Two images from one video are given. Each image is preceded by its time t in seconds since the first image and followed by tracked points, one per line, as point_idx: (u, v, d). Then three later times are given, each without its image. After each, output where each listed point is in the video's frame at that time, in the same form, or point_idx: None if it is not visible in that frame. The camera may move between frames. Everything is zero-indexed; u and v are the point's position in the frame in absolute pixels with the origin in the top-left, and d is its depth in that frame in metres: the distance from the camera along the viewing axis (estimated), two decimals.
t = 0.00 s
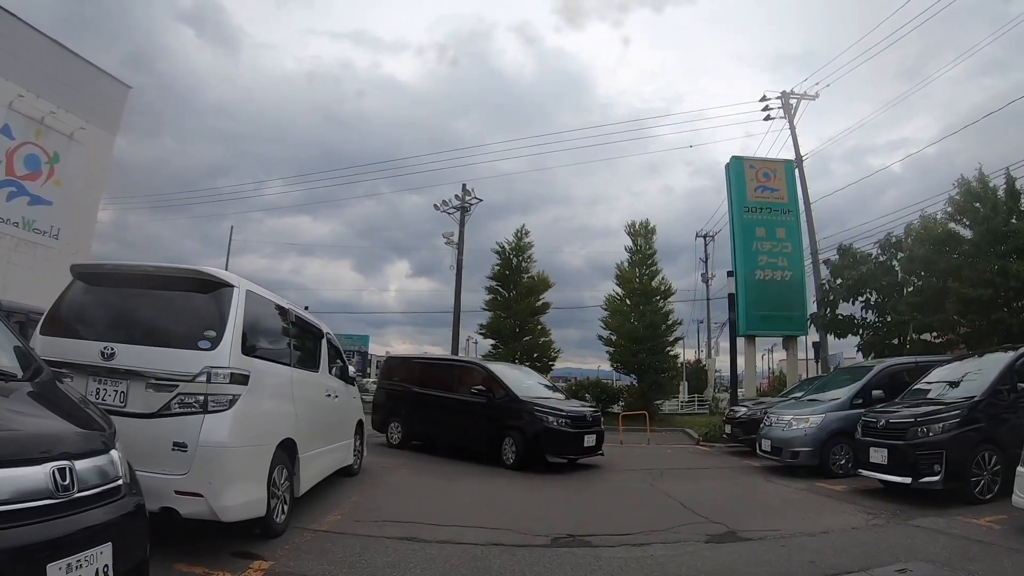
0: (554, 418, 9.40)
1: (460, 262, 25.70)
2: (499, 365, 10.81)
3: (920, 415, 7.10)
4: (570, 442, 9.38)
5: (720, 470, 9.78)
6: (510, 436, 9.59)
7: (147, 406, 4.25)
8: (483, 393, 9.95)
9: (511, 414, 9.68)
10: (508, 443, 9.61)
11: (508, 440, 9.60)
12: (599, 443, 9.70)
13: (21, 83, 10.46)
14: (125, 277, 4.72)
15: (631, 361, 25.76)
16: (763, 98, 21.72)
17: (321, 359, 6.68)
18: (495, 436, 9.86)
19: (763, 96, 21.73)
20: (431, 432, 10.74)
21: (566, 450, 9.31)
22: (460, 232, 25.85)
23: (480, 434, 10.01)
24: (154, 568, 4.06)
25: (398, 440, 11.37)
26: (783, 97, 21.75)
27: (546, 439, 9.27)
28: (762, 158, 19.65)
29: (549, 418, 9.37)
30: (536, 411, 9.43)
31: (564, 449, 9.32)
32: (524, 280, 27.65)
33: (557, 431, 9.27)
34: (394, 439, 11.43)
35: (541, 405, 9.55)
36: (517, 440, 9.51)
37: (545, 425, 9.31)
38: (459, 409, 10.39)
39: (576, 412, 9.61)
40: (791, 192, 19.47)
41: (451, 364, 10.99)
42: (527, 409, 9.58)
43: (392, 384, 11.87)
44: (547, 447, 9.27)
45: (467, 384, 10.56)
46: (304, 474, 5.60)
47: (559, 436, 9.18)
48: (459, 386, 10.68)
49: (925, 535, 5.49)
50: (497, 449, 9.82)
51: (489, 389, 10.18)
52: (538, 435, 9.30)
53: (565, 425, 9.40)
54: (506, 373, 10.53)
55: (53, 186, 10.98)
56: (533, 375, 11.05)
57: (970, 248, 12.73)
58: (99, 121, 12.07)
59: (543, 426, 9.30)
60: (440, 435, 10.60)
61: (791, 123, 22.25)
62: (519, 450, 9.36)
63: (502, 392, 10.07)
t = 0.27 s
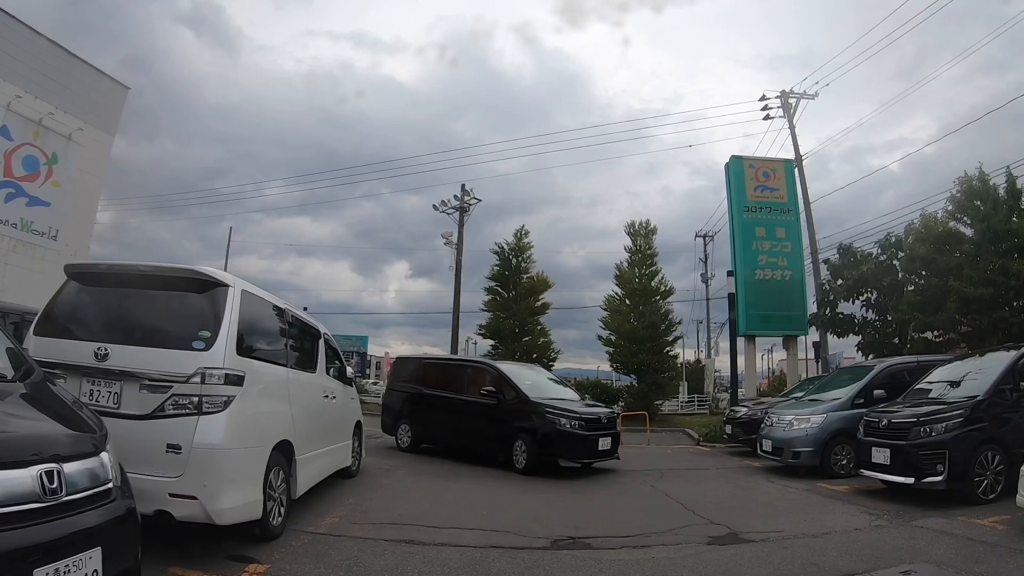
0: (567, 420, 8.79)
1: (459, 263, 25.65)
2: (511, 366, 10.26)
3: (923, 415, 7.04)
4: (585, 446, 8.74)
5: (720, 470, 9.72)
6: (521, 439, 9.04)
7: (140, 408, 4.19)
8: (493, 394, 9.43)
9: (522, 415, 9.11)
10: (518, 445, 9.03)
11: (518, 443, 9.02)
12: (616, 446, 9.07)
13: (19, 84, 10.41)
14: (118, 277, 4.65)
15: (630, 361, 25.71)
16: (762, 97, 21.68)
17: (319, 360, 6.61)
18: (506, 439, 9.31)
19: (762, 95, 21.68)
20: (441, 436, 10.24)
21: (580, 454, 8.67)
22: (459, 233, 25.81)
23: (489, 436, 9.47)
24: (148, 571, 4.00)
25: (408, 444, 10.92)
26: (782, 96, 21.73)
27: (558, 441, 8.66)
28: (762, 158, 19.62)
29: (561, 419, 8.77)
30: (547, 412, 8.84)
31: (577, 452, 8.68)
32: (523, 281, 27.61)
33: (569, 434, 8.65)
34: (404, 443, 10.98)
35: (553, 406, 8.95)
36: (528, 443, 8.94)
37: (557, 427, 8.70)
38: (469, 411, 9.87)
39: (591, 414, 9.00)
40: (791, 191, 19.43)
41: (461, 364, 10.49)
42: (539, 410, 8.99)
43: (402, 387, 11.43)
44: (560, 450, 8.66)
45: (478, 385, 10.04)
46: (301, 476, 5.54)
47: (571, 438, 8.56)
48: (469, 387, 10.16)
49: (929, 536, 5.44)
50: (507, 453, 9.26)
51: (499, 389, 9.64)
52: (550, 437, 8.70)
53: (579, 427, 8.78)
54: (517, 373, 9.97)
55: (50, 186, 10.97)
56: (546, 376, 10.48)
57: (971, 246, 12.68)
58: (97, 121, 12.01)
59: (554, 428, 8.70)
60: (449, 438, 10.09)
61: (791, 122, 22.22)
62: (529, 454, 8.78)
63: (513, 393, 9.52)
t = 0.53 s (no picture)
0: (581, 422, 8.36)
1: (458, 263, 25.62)
2: (522, 365, 9.85)
3: (925, 414, 7.01)
4: (600, 450, 8.32)
5: (721, 471, 9.69)
6: (533, 442, 8.64)
7: (136, 409, 4.15)
8: (504, 395, 9.03)
9: (534, 417, 8.70)
10: (531, 449, 8.63)
11: (530, 446, 8.62)
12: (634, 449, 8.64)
13: (18, 84, 10.39)
14: (114, 276, 4.60)
15: (630, 361, 25.69)
16: (762, 97, 21.65)
17: (317, 361, 6.56)
18: (517, 442, 8.92)
19: (762, 95, 21.65)
20: (451, 438, 9.88)
21: (594, 458, 8.25)
22: (459, 233, 25.78)
23: (501, 439, 9.08)
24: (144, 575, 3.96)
25: (419, 447, 10.58)
26: (782, 95, 21.71)
27: (571, 445, 8.24)
28: (762, 157, 19.59)
29: (575, 421, 8.35)
30: (560, 415, 8.43)
31: (592, 457, 8.25)
32: (523, 281, 27.58)
33: (583, 437, 8.23)
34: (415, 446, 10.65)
35: (566, 407, 8.53)
36: (541, 447, 8.53)
37: (570, 430, 8.28)
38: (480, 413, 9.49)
39: (606, 415, 8.58)
40: (791, 191, 19.40)
41: (472, 364, 10.10)
42: (551, 412, 8.58)
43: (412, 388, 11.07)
44: (573, 455, 8.26)
45: (488, 386, 9.64)
46: (299, 478, 5.50)
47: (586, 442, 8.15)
48: (480, 388, 9.77)
49: (932, 536, 5.40)
50: (519, 457, 8.87)
51: (510, 390, 9.24)
52: (563, 441, 8.29)
53: (593, 430, 8.36)
54: (528, 373, 9.57)
55: (49, 187, 10.93)
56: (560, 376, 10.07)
57: (971, 246, 12.65)
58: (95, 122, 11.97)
59: (568, 431, 8.28)
60: (459, 441, 9.73)
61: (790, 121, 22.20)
62: (541, 459, 8.38)
63: (525, 394, 9.11)
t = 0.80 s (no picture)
0: (595, 426, 7.93)
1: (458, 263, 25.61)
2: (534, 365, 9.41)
3: (926, 414, 6.99)
4: (614, 454, 7.87)
5: (721, 471, 9.67)
6: (545, 446, 8.23)
7: (134, 410, 4.13)
8: (515, 397, 8.61)
9: (546, 420, 8.27)
10: (543, 453, 8.21)
11: (542, 451, 8.21)
12: (650, 453, 8.26)
13: (18, 85, 10.38)
14: (112, 276, 4.58)
15: (630, 361, 25.68)
16: (762, 97, 21.63)
17: (316, 361, 6.55)
18: (528, 446, 8.51)
19: (762, 95, 21.64)
20: (462, 441, 9.52)
21: (609, 464, 7.82)
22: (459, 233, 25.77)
23: (512, 443, 8.68)
24: None
25: (429, 450, 10.26)
26: (781, 95, 21.70)
27: (584, 450, 7.81)
28: (762, 157, 19.59)
29: (589, 425, 7.92)
30: (573, 417, 7.99)
31: (607, 462, 7.82)
32: (523, 281, 27.56)
33: (597, 441, 7.80)
34: (425, 449, 10.34)
35: (580, 409, 8.10)
36: (553, 451, 8.11)
37: (584, 434, 7.85)
38: (491, 415, 9.11)
39: (621, 418, 8.16)
40: (791, 190, 19.38)
41: (483, 364, 9.70)
42: (563, 415, 8.14)
43: (423, 389, 10.74)
44: (587, 460, 7.82)
45: (500, 387, 9.24)
46: (298, 479, 5.48)
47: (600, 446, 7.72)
48: (491, 389, 9.38)
49: (933, 536, 5.39)
50: (530, 461, 8.46)
51: (522, 391, 8.82)
52: (575, 445, 7.85)
53: (608, 433, 7.93)
54: (540, 373, 9.12)
55: (49, 188, 10.91)
56: (575, 376, 9.61)
57: (971, 246, 12.63)
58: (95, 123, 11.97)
59: (581, 434, 7.85)
60: (469, 444, 9.36)
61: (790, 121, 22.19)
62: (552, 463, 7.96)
63: (537, 396, 8.67)
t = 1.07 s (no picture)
0: (609, 427, 7.52)
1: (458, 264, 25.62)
2: (546, 364, 9.00)
3: (926, 414, 6.99)
4: (629, 457, 7.45)
5: (721, 471, 9.67)
6: (557, 449, 7.83)
7: (134, 411, 4.13)
8: (526, 398, 8.25)
9: (559, 422, 7.89)
10: (555, 457, 7.82)
11: (554, 454, 7.82)
12: (669, 456, 7.82)
13: (18, 86, 10.39)
14: (112, 277, 4.58)
15: (630, 361, 25.68)
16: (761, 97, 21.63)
17: (316, 361, 6.55)
18: (540, 449, 8.12)
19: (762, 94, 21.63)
20: (472, 445, 9.21)
21: (624, 468, 7.39)
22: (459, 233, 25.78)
23: (523, 446, 8.31)
24: None
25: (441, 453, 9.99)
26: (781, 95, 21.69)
27: (598, 453, 7.39)
28: (761, 157, 19.59)
29: (603, 426, 7.51)
30: (586, 419, 7.59)
31: (621, 466, 7.39)
32: (522, 282, 27.56)
33: (610, 443, 7.39)
34: (436, 452, 10.06)
35: (593, 410, 7.70)
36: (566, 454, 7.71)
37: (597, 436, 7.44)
38: (502, 417, 8.76)
39: (637, 420, 7.74)
40: (791, 190, 19.38)
41: (495, 364, 9.38)
42: (576, 416, 7.73)
43: (436, 390, 10.47)
44: (600, 463, 7.41)
45: (512, 388, 8.89)
46: (298, 479, 5.48)
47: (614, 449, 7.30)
48: (503, 390, 9.05)
49: (933, 536, 5.39)
50: (542, 465, 8.06)
51: (534, 392, 8.44)
52: (588, 448, 7.45)
53: (623, 435, 7.51)
54: (553, 373, 8.71)
55: (49, 188, 10.92)
56: (591, 376, 9.17)
57: (971, 246, 12.63)
58: (95, 125, 11.98)
59: (594, 437, 7.44)
60: (481, 448, 9.03)
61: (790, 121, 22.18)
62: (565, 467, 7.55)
63: (549, 396, 8.27)
